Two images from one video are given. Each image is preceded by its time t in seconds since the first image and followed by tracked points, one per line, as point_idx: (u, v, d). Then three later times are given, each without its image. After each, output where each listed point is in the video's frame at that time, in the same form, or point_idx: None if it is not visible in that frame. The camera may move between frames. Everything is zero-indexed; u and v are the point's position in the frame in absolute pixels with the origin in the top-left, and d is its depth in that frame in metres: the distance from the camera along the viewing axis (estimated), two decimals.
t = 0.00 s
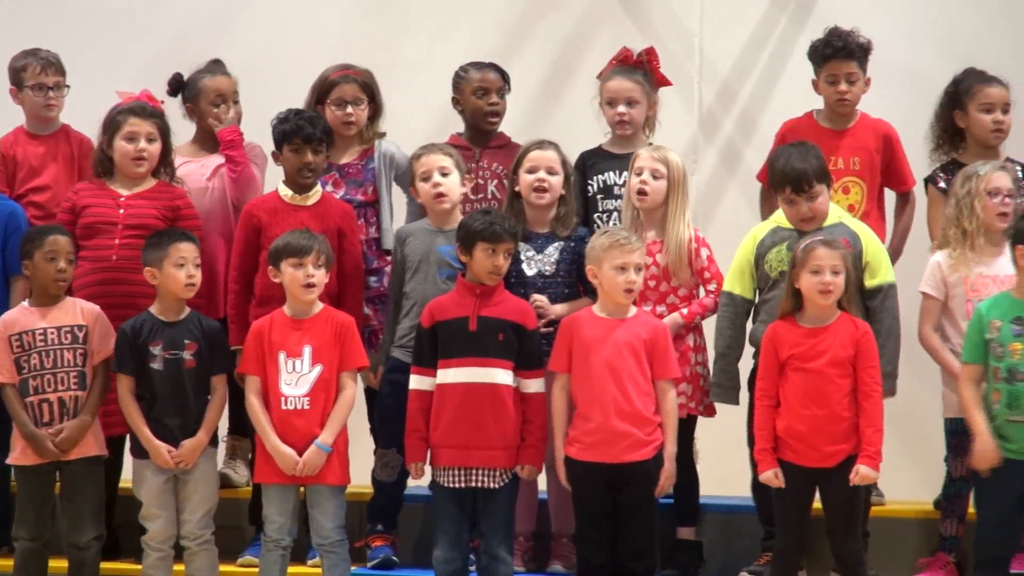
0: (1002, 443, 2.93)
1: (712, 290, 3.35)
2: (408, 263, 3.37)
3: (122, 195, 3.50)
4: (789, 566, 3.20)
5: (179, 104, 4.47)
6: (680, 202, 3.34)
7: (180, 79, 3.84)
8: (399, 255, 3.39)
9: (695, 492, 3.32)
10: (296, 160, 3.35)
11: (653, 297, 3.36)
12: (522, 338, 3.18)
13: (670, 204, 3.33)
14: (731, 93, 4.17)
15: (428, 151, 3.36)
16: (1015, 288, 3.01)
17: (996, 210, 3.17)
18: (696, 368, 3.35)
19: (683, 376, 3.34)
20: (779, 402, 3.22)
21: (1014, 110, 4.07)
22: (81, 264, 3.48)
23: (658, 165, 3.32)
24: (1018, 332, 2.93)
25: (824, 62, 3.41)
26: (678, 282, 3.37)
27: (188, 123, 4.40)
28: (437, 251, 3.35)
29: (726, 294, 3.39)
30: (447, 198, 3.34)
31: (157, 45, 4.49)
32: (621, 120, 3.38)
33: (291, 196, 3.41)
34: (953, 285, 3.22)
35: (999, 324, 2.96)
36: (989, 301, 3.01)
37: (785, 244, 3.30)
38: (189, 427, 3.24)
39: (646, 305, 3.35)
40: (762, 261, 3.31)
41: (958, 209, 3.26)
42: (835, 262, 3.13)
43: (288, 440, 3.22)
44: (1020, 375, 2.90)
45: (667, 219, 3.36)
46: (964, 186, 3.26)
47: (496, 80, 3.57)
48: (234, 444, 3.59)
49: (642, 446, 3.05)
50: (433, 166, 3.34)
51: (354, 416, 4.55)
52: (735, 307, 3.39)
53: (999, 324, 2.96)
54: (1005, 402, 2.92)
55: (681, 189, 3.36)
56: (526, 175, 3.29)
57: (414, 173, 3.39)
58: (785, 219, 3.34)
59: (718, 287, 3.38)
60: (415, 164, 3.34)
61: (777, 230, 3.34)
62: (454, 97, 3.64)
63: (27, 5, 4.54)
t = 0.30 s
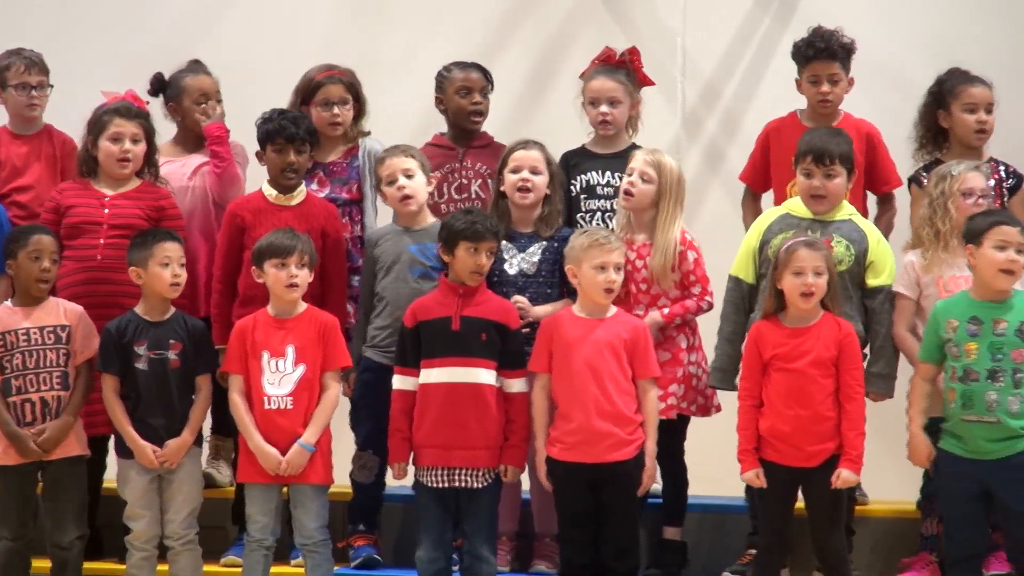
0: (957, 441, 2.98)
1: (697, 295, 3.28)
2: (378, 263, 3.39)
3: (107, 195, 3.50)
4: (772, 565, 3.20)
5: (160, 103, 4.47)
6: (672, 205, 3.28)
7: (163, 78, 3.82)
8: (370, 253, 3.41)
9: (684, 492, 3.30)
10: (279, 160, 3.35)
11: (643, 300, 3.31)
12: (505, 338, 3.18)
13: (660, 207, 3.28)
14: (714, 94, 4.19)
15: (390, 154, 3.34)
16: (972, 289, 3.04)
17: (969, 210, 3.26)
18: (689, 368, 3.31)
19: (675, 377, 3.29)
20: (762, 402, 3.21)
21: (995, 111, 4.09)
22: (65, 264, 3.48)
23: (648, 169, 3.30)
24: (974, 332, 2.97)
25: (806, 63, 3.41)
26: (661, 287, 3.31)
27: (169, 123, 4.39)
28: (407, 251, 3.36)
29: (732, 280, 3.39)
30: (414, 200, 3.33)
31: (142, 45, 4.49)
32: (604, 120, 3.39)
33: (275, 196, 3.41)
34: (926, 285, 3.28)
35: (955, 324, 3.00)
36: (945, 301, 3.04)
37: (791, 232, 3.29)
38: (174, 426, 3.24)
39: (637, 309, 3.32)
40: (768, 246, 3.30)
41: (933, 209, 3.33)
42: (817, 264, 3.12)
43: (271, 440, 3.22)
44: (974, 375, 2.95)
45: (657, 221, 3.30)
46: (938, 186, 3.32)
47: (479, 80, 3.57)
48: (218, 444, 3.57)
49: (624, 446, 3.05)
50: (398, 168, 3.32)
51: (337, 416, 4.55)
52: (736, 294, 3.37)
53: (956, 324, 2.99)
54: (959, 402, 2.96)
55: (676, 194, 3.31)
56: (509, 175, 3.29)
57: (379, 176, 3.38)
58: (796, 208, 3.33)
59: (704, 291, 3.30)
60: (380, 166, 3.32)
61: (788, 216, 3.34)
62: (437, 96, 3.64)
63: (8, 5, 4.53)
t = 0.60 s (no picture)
0: (933, 441, 2.99)
1: (684, 296, 3.27)
2: (353, 264, 3.40)
3: (93, 195, 3.50)
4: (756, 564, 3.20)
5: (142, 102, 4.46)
6: (660, 206, 3.27)
7: (137, 74, 3.86)
8: (343, 255, 3.42)
9: (667, 490, 3.30)
10: (262, 160, 3.34)
11: (634, 301, 3.30)
12: (489, 337, 3.18)
13: (648, 207, 3.27)
14: (698, 94, 4.20)
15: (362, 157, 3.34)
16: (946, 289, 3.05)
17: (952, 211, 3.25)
18: (677, 368, 3.28)
19: (665, 377, 3.27)
20: (747, 402, 3.20)
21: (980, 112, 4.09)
22: (51, 265, 3.47)
23: (633, 169, 3.31)
24: (948, 333, 2.98)
25: (791, 62, 3.41)
26: (650, 289, 3.30)
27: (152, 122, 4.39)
28: (381, 251, 3.38)
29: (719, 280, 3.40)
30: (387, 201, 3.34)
31: (129, 46, 4.51)
32: (588, 120, 3.39)
33: (260, 195, 3.41)
34: (910, 285, 3.27)
35: (929, 324, 3.02)
36: (919, 302, 3.06)
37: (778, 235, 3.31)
38: (162, 426, 3.23)
39: (627, 310, 3.31)
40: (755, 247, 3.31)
41: (916, 209, 3.32)
42: (802, 264, 3.13)
43: (256, 440, 3.21)
44: (948, 376, 2.96)
45: (645, 224, 3.30)
46: (920, 186, 3.31)
47: (462, 80, 3.59)
48: (201, 445, 3.59)
49: (608, 445, 3.06)
50: (372, 170, 3.32)
51: (323, 415, 4.56)
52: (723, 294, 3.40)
53: (930, 324, 3.01)
54: (934, 402, 2.98)
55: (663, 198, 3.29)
56: (493, 175, 3.29)
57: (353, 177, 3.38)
58: (784, 210, 3.35)
59: (691, 293, 3.29)
60: (353, 167, 3.32)
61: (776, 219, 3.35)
62: (421, 96, 3.65)
63: None
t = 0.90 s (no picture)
0: (925, 441, 2.99)
1: (659, 295, 3.31)
2: (335, 265, 3.41)
3: (77, 195, 3.50)
4: (739, 564, 3.21)
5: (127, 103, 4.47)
6: (632, 202, 3.30)
7: (107, 75, 3.86)
8: (325, 259, 3.43)
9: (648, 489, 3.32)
10: (246, 160, 3.35)
11: (607, 297, 3.31)
12: (471, 337, 3.19)
13: (621, 204, 3.31)
14: (681, 95, 4.21)
15: (345, 157, 3.34)
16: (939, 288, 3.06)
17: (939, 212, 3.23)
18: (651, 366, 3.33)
19: (640, 375, 3.30)
20: (730, 401, 3.19)
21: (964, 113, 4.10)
22: (36, 265, 3.47)
23: (605, 168, 3.32)
24: (940, 331, 2.98)
25: (774, 63, 3.42)
26: (625, 286, 3.32)
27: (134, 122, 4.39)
28: (363, 252, 3.38)
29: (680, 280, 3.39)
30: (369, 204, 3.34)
31: (114, 46, 4.52)
32: (570, 120, 3.43)
33: (245, 196, 3.42)
34: (896, 284, 3.26)
35: (922, 323, 3.02)
36: (913, 301, 3.07)
37: (737, 232, 3.31)
38: (146, 426, 3.24)
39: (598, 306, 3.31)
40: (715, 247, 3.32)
41: (902, 209, 3.30)
42: (788, 261, 3.10)
43: (240, 440, 3.22)
44: (940, 374, 2.96)
45: (619, 220, 3.34)
46: (907, 186, 3.30)
47: (445, 80, 3.61)
48: (183, 444, 3.59)
49: (590, 445, 3.06)
50: (359, 171, 3.32)
51: (307, 415, 4.56)
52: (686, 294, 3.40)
53: (922, 322, 3.02)
54: (926, 401, 2.98)
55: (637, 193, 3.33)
56: (476, 176, 3.30)
57: (338, 175, 3.38)
58: (744, 208, 3.35)
59: (666, 289, 3.34)
60: (339, 166, 3.32)
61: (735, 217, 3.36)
62: (404, 96, 3.66)
63: None
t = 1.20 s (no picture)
0: (925, 437, 2.95)
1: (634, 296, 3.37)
2: (323, 260, 3.39)
3: (62, 194, 3.50)
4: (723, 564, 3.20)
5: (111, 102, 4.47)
6: (599, 198, 3.33)
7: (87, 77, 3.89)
8: (310, 253, 3.41)
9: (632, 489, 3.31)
10: (228, 159, 3.35)
11: (581, 294, 3.35)
12: (453, 335, 3.19)
13: (589, 201, 3.33)
14: (666, 94, 4.20)
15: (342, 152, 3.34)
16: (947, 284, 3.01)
17: (932, 211, 3.18)
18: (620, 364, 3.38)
19: (612, 375, 3.35)
20: (714, 399, 3.16)
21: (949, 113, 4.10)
22: (20, 265, 3.47)
23: (568, 166, 3.34)
24: (946, 327, 2.93)
25: (759, 62, 3.42)
26: (599, 284, 3.36)
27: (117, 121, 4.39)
28: (356, 246, 3.37)
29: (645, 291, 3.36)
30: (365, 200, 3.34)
31: (99, 46, 4.52)
32: (555, 121, 3.45)
33: (229, 195, 3.42)
34: (885, 284, 3.26)
35: (928, 317, 2.97)
36: (919, 294, 3.02)
37: (698, 233, 3.30)
38: (128, 426, 3.24)
39: (572, 302, 3.35)
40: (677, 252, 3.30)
41: (895, 209, 3.26)
42: (774, 257, 3.09)
43: (225, 439, 3.21)
44: (944, 370, 2.91)
45: (585, 219, 3.36)
46: (899, 185, 3.25)
47: (432, 79, 3.60)
48: (167, 444, 3.59)
49: (573, 444, 3.06)
50: (357, 167, 3.32)
51: (292, 415, 4.57)
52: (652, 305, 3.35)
53: (929, 317, 2.97)
54: (928, 396, 2.93)
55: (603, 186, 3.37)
56: (458, 176, 3.32)
57: (336, 169, 3.37)
58: (700, 212, 3.36)
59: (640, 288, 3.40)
60: (339, 160, 3.32)
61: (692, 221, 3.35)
62: (390, 95, 3.66)
63: None
